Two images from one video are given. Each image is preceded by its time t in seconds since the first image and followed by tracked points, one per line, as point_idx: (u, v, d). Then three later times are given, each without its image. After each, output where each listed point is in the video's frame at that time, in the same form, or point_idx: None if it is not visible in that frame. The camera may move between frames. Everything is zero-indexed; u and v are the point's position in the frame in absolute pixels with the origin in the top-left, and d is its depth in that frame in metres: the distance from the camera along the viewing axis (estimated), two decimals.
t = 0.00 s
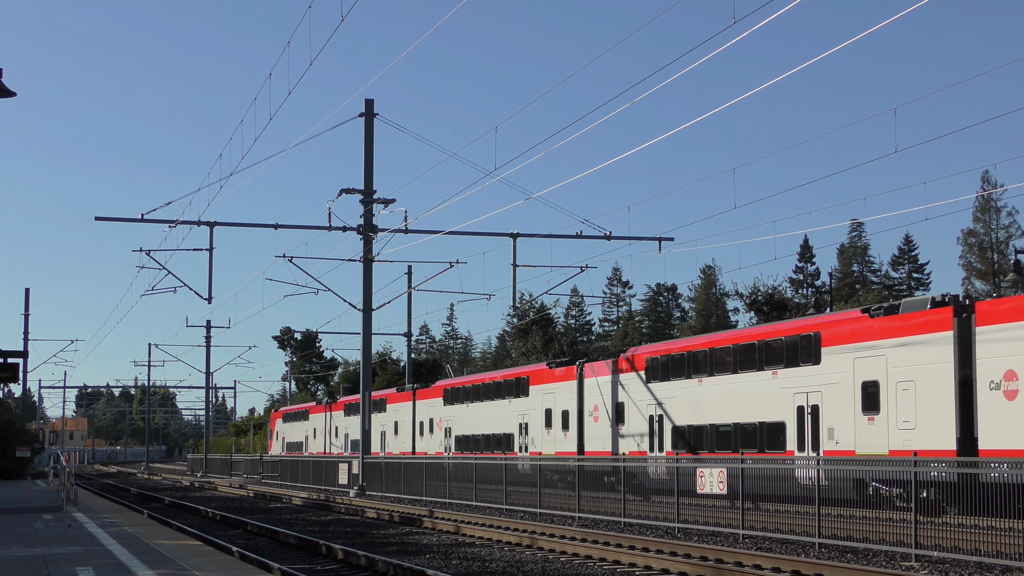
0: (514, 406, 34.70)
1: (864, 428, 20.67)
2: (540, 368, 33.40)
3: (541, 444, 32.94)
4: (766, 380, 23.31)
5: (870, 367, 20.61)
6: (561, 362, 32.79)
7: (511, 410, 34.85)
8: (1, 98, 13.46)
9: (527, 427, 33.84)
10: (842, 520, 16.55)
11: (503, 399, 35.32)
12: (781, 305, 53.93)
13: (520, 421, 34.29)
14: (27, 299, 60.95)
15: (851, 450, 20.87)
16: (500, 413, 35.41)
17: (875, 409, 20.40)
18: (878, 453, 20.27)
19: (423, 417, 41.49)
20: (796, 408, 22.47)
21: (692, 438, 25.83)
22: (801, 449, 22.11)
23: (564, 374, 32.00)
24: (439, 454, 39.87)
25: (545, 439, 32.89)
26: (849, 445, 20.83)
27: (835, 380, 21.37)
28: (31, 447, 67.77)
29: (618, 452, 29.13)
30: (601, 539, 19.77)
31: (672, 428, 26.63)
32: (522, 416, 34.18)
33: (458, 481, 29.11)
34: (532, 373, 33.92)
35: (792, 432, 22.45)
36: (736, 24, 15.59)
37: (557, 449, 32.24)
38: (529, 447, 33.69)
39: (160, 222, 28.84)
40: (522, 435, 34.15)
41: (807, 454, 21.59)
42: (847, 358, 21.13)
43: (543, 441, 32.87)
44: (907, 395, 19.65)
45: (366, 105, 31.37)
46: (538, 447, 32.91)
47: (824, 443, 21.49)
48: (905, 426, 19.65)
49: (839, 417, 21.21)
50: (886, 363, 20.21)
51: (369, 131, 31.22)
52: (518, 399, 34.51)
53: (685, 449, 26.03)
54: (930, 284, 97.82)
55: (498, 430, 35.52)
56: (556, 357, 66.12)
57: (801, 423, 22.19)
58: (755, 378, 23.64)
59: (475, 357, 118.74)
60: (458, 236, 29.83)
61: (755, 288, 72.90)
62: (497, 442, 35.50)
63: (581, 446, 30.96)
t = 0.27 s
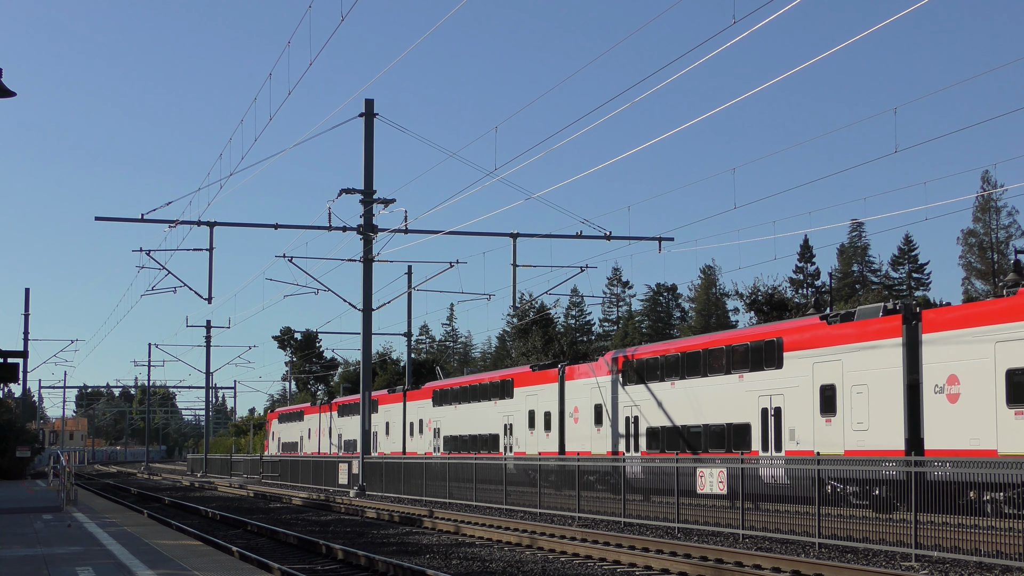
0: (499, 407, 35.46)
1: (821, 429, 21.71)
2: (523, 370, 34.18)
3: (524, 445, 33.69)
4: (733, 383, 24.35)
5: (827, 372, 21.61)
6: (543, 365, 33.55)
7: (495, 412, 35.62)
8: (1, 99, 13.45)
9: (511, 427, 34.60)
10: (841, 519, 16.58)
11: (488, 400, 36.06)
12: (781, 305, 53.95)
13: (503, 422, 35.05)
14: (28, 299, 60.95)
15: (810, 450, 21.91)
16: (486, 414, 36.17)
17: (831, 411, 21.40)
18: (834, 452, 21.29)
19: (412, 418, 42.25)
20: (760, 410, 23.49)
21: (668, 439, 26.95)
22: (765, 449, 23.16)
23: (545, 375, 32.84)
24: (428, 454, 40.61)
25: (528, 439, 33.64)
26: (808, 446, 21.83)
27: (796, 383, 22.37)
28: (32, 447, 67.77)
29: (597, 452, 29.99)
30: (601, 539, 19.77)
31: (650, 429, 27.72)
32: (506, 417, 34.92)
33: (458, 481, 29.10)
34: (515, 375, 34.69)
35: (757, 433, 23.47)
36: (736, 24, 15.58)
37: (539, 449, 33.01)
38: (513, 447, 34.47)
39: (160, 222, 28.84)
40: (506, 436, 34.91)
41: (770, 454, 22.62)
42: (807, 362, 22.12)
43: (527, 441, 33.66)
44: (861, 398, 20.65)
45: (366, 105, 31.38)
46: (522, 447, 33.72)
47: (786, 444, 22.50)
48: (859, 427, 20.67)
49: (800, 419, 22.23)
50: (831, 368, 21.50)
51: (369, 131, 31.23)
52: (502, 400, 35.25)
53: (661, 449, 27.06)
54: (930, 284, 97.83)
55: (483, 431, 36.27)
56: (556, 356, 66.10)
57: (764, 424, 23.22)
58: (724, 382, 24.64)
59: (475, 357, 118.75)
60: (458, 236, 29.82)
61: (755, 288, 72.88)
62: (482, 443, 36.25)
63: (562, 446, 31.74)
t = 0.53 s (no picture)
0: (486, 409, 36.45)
1: (783, 430, 22.96)
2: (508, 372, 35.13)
3: (509, 444, 34.69)
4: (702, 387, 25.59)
5: (789, 376, 22.88)
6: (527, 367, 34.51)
7: (482, 413, 36.61)
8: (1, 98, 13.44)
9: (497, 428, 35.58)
10: (841, 520, 16.59)
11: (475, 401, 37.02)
12: (781, 305, 53.97)
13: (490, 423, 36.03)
14: (28, 299, 61.00)
15: (773, 450, 23.17)
16: (473, 415, 37.17)
17: (793, 413, 22.64)
18: (795, 451, 22.54)
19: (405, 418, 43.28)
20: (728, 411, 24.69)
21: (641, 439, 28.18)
22: (731, 449, 24.39)
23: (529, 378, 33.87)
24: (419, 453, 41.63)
25: (512, 439, 34.63)
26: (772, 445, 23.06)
27: (761, 386, 23.58)
28: (32, 447, 67.79)
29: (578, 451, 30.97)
30: (601, 539, 19.77)
31: (623, 431, 28.94)
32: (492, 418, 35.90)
33: (458, 481, 29.11)
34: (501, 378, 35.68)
35: (723, 434, 24.69)
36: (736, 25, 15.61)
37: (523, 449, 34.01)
38: (498, 447, 35.47)
39: (160, 222, 28.84)
40: (492, 436, 35.92)
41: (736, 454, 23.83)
42: (771, 366, 23.33)
43: (512, 441, 34.63)
44: (819, 401, 21.89)
45: (366, 105, 31.39)
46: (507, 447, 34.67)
47: (751, 444, 23.72)
48: (817, 428, 21.92)
49: (763, 419, 23.47)
50: (792, 372, 22.74)
51: (369, 131, 31.23)
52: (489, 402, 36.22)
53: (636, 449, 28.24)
54: (930, 284, 97.84)
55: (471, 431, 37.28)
56: (556, 357, 66.11)
57: (730, 425, 24.46)
58: (694, 385, 25.84)
59: (475, 357, 118.75)
60: (458, 236, 29.87)
61: (755, 288, 72.86)
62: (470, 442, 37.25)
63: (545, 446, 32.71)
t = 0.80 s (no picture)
0: (472, 410, 37.56)
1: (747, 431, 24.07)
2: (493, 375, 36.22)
3: (493, 444, 35.76)
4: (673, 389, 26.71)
5: (753, 380, 23.94)
6: (511, 369, 35.54)
7: (468, 414, 37.72)
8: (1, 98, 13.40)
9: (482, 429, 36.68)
10: (841, 520, 16.59)
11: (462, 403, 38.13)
12: (781, 305, 54.01)
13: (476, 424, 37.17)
14: (28, 299, 60.94)
15: (738, 449, 24.27)
16: (461, 417, 38.29)
17: (756, 415, 23.72)
18: (758, 451, 23.64)
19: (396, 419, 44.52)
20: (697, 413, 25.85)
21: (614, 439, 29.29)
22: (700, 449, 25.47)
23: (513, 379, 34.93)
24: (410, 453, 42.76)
25: (496, 440, 35.70)
26: (737, 445, 24.18)
27: (727, 389, 24.70)
28: (31, 448, 67.75)
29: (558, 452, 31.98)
30: (601, 539, 19.76)
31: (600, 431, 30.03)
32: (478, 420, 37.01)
33: (458, 481, 29.10)
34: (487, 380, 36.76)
35: (693, 434, 25.87)
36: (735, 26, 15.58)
37: (506, 449, 35.10)
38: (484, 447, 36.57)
39: (160, 222, 28.85)
40: (478, 437, 37.01)
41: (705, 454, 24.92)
42: (735, 370, 24.42)
43: (497, 441, 35.63)
44: (779, 403, 22.98)
45: (366, 105, 31.39)
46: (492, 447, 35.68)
47: (717, 444, 24.84)
48: (778, 429, 23.03)
49: (729, 421, 24.57)
50: (755, 376, 23.83)
51: (369, 131, 31.23)
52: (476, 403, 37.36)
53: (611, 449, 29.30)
54: (930, 284, 97.84)
55: (458, 432, 38.40)
56: (556, 357, 66.12)
57: (699, 426, 25.61)
58: (666, 388, 27.03)
59: (475, 358, 118.75)
60: (458, 236, 29.91)
61: (755, 288, 72.85)
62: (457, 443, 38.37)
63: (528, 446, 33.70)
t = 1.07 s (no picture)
0: (460, 411, 38.71)
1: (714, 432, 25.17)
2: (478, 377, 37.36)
3: (479, 444, 36.92)
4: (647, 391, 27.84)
5: (719, 383, 25.05)
6: (496, 372, 36.65)
7: (456, 415, 38.87)
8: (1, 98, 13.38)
9: (468, 429, 37.86)
10: (841, 519, 16.59)
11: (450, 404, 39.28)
12: (780, 305, 54.04)
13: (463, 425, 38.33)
14: (28, 300, 60.94)
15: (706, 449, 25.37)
16: (449, 418, 39.46)
17: (722, 417, 24.81)
18: (725, 452, 24.71)
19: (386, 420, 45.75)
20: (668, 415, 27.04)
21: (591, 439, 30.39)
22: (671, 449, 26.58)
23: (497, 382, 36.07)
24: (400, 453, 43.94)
25: (481, 440, 36.85)
26: (704, 445, 25.30)
27: (694, 393, 25.87)
28: (32, 448, 67.77)
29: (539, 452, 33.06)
30: (601, 539, 19.77)
31: (578, 432, 31.11)
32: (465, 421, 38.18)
33: (458, 481, 29.10)
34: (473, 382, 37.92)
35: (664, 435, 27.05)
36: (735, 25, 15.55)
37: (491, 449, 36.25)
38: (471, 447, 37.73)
39: (160, 223, 28.86)
40: (465, 437, 38.17)
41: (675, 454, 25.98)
42: (703, 374, 25.59)
43: (481, 442, 36.74)
44: (743, 406, 24.08)
45: (366, 105, 31.40)
46: (477, 447, 36.81)
47: (687, 445, 25.95)
48: (742, 430, 24.11)
49: (698, 422, 25.67)
50: (721, 379, 24.93)
51: (369, 131, 31.24)
52: (463, 405, 38.54)
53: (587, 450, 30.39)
54: (930, 284, 97.84)
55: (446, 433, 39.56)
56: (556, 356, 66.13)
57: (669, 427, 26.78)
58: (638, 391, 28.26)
59: (475, 358, 118.76)
60: (458, 236, 29.93)
61: (756, 288, 72.86)
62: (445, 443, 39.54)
63: (511, 446, 34.78)
